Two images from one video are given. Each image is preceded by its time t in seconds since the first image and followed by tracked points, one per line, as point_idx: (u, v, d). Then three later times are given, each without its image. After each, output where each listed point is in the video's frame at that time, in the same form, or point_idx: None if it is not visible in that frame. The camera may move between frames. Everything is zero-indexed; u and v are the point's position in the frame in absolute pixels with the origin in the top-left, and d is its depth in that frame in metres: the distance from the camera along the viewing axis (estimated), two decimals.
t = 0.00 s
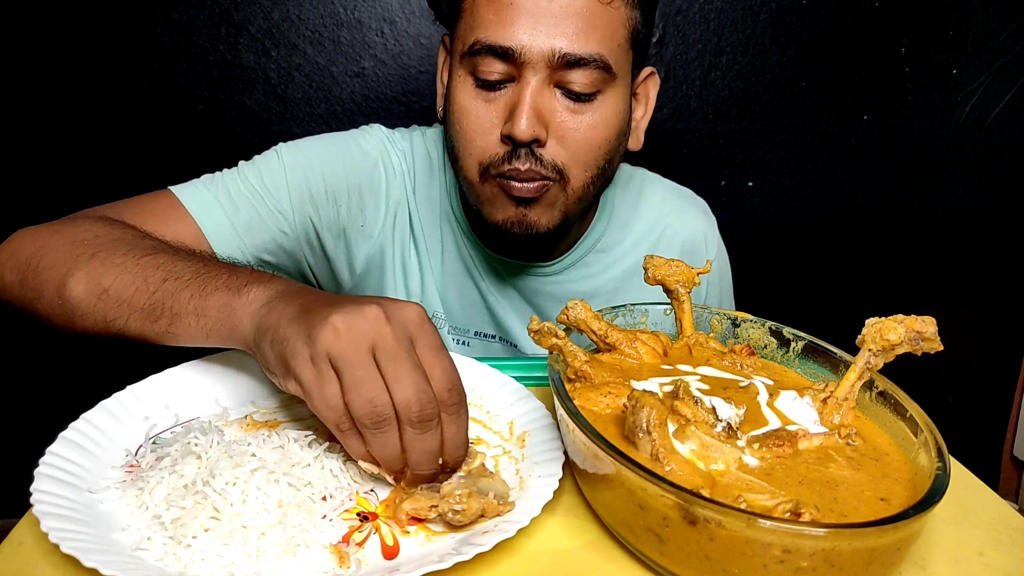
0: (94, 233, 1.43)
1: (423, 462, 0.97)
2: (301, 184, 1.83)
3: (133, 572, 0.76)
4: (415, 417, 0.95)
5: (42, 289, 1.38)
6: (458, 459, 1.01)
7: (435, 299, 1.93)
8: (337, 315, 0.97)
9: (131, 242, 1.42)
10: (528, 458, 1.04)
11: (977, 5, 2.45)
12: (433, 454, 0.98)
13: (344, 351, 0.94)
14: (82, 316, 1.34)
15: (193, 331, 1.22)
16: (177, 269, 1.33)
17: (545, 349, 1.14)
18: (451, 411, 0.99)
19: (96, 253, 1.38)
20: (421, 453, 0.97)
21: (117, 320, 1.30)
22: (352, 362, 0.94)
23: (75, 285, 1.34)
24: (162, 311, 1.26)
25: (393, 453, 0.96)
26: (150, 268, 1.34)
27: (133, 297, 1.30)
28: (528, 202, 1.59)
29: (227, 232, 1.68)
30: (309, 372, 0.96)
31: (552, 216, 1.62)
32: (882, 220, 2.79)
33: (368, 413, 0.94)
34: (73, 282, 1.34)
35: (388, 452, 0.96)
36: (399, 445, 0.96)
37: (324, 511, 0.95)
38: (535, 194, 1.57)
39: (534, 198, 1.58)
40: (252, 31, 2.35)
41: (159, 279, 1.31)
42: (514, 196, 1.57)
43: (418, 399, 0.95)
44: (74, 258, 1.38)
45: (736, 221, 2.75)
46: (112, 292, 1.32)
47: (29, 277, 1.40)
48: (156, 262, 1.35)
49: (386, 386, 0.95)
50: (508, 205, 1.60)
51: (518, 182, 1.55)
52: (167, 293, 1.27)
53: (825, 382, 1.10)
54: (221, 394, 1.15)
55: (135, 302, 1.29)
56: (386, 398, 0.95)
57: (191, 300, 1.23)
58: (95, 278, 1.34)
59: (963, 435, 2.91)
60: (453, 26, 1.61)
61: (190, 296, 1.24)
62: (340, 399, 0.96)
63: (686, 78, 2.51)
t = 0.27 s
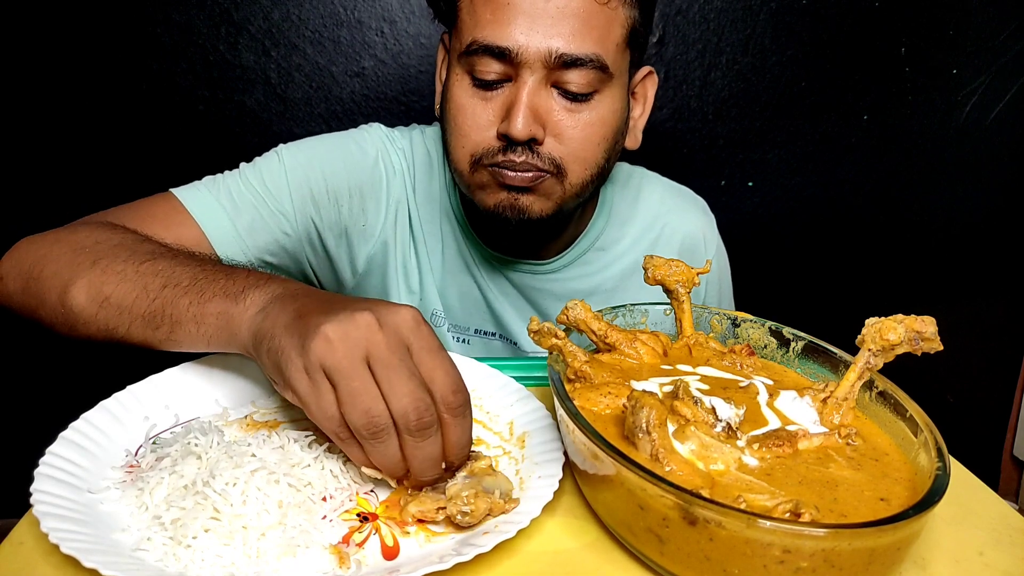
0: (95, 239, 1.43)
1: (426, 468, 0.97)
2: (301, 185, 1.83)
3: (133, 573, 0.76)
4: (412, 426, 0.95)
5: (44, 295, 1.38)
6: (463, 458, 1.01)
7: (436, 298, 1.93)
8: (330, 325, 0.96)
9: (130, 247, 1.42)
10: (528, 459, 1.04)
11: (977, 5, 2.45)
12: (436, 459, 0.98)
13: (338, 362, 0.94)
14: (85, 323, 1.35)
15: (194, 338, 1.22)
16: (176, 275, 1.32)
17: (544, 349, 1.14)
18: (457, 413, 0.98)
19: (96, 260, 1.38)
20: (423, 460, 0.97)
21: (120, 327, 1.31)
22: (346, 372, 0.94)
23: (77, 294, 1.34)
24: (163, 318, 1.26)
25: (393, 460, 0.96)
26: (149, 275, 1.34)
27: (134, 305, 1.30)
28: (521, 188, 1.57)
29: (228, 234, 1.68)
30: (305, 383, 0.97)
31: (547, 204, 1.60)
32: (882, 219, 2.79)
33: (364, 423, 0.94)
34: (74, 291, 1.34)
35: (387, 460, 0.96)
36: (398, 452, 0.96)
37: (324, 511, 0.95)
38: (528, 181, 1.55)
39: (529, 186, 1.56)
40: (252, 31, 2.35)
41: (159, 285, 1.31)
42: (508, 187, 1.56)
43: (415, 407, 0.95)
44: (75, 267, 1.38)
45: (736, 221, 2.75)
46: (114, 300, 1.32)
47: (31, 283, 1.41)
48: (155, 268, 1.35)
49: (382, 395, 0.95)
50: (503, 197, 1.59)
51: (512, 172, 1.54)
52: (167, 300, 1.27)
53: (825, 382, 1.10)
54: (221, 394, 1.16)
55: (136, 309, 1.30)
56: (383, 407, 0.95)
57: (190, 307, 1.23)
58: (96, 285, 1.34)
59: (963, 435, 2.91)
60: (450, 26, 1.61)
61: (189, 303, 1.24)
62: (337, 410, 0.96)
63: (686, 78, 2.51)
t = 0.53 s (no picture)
0: (95, 247, 1.43)
1: (419, 466, 0.97)
2: (301, 186, 1.83)
3: (133, 572, 0.76)
4: (399, 424, 0.95)
5: (47, 305, 1.39)
6: (459, 451, 1.01)
7: (436, 297, 1.93)
8: (312, 328, 0.97)
9: (128, 254, 1.42)
10: (528, 458, 1.04)
11: (977, 5, 2.45)
12: (428, 455, 0.98)
13: (321, 364, 0.95)
14: (87, 332, 1.35)
15: (192, 347, 1.22)
16: (173, 283, 1.32)
17: (545, 349, 1.14)
18: (442, 407, 0.98)
19: (95, 268, 1.38)
20: (416, 457, 0.97)
21: (121, 335, 1.31)
22: (330, 374, 0.95)
23: (77, 302, 1.35)
24: (161, 326, 1.26)
25: (384, 460, 0.97)
26: (148, 283, 1.34)
27: (133, 313, 1.30)
28: (518, 202, 1.59)
29: (229, 236, 1.69)
30: (292, 387, 0.98)
31: (541, 216, 1.62)
32: (882, 220, 2.79)
33: (351, 423, 0.95)
34: (75, 300, 1.35)
35: (379, 460, 0.97)
36: (389, 451, 0.97)
37: (324, 511, 0.95)
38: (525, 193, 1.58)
39: (525, 195, 1.58)
40: (252, 31, 2.35)
41: (156, 293, 1.31)
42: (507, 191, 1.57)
43: (400, 405, 0.95)
44: (75, 275, 1.38)
45: (736, 221, 2.75)
46: (113, 308, 1.32)
47: (33, 292, 1.41)
48: (153, 276, 1.35)
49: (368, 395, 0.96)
50: (499, 212, 1.62)
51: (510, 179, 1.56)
52: (164, 308, 1.27)
53: (825, 382, 1.10)
54: (221, 394, 1.15)
55: (135, 318, 1.30)
56: (369, 407, 0.96)
57: (187, 315, 1.23)
58: (96, 294, 1.34)
59: (963, 435, 2.91)
60: (452, 23, 1.61)
61: (185, 311, 1.24)
62: (325, 411, 0.98)
63: (686, 78, 2.51)
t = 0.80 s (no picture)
0: (98, 244, 1.43)
1: (424, 461, 0.98)
2: (302, 185, 1.83)
3: (133, 572, 0.76)
4: (405, 421, 0.95)
5: (49, 302, 1.39)
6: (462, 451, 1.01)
7: (436, 295, 1.93)
8: (312, 328, 0.98)
9: (130, 251, 1.42)
10: (528, 457, 1.04)
11: (977, 5, 2.46)
12: (433, 452, 0.98)
13: (322, 363, 0.96)
14: (89, 330, 1.35)
15: (194, 345, 1.22)
16: (175, 281, 1.32)
17: (545, 349, 1.14)
18: (445, 406, 0.99)
19: (98, 265, 1.38)
20: (421, 453, 0.97)
21: (123, 333, 1.31)
22: (331, 372, 0.96)
23: (80, 299, 1.35)
24: (163, 324, 1.26)
25: (388, 456, 0.97)
26: (149, 280, 1.34)
27: (135, 311, 1.30)
28: (520, 189, 1.57)
29: (230, 234, 1.69)
30: (292, 385, 0.98)
31: (546, 202, 1.61)
32: (883, 220, 2.79)
33: (354, 421, 0.95)
34: (78, 296, 1.34)
35: (382, 457, 0.97)
36: (392, 447, 0.97)
37: (324, 510, 0.95)
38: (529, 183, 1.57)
39: (527, 187, 1.57)
40: (252, 31, 2.36)
41: (158, 291, 1.31)
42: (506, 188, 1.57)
43: (406, 401, 0.96)
44: (78, 272, 1.38)
45: (736, 221, 2.75)
46: (115, 306, 1.32)
47: (35, 289, 1.41)
48: (155, 273, 1.35)
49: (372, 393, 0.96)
50: (503, 197, 1.59)
51: (510, 172, 1.55)
52: (166, 306, 1.27)
53: (825, 382, 1.10)
54: (221, 394, 1.15)
55: (137, 315, 1.30)
56: (373, 405, 0.96)
57: (188, 313, 1.23)
58: (99, 290, 1.34)
59: (963, 435, 2.91)
60: (450, 24, 1.60)
61: (187, 309, 1.24)
62: (326, 410, 0.98)
63: (686, 78, 2.51)
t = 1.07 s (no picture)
0: (101, 242, 1.43)
1: (427, 461, 0.99)
2: (306, 182, 1.84)
3: (133, 571, 0.76)
4: (409, 423, 0.96)
5: (52, 298, 1.39)
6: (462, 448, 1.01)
7: (439, 294, 1.93)
8: (314, 332, 0.98)
9: (133, 249, 1.42)
10: (527, 456, 1.04)
11: (976, 5, 2.46)
12: (435, 451, 0.99)
13: (325, 367, 0.96)
14: (92, 326, 1.35)
15: (197, 342, 1.22)
16: (178, 278, 1.32)
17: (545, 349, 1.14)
18: (446, 410, 0.99)
19: (102, 261, 1.38)
20: (425, 453, 0.98)
21: (126, 330, 1.31)
22: (333, 375, 0.96)
23: (83, 295, 1.34)
24: (166, 320, 1.26)
25: (391, 455, 0.98)
26: (153, 277, 1.34)
27: (139, 307, 1.30)
28: (522, 198, 1.58)
29: (233, 232, 1.69)
30: (294, 386, 0.99)
31: (545, 212, 1.61)
32: (883, 219, 2.79)
33: (358, 422, 0.95)
34: (81, 292, 1.34)
35: (386, 456, 0.98)
36: (395, 445, 0.98)
37: (324, 509, 0.94)
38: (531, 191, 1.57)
39: (529, 195, 1.58)
40: (252, 31, 2.36)
41: (161, 288, 1.31)
42: (511, 190, 1.57)
43: (409, 403, 0.96)
44: (81, 268, 1.37)
45: (736, 221, 2.75)
46: (118, 302, 1.32)
47: (38, 285, 1.40)
48: (159, 271, 1.35)
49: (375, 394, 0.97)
50: (504, 207, 1.60)
51: (514, 179, 1.56)
52: (169, 304, 1.27)
53: (825, 382, 1.10)
54: (221, 394, 1.15)
55: (140, 312, 1.29)
56: (377, 407, 0.96)
57: (192, 311, 1.23)
58: (102, 287, 1.34)
59: (963, 435, 2.91)
60: (455, 23, 1.61)
61: (190, 307, 1.24)
62: (327, 411, 0.98)
63: (686, 78, 2.51)
